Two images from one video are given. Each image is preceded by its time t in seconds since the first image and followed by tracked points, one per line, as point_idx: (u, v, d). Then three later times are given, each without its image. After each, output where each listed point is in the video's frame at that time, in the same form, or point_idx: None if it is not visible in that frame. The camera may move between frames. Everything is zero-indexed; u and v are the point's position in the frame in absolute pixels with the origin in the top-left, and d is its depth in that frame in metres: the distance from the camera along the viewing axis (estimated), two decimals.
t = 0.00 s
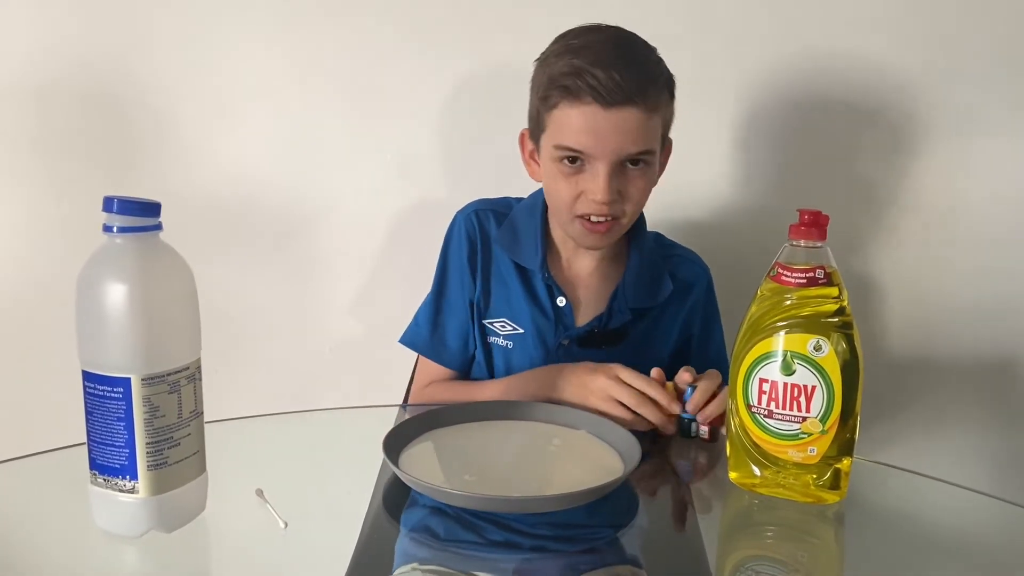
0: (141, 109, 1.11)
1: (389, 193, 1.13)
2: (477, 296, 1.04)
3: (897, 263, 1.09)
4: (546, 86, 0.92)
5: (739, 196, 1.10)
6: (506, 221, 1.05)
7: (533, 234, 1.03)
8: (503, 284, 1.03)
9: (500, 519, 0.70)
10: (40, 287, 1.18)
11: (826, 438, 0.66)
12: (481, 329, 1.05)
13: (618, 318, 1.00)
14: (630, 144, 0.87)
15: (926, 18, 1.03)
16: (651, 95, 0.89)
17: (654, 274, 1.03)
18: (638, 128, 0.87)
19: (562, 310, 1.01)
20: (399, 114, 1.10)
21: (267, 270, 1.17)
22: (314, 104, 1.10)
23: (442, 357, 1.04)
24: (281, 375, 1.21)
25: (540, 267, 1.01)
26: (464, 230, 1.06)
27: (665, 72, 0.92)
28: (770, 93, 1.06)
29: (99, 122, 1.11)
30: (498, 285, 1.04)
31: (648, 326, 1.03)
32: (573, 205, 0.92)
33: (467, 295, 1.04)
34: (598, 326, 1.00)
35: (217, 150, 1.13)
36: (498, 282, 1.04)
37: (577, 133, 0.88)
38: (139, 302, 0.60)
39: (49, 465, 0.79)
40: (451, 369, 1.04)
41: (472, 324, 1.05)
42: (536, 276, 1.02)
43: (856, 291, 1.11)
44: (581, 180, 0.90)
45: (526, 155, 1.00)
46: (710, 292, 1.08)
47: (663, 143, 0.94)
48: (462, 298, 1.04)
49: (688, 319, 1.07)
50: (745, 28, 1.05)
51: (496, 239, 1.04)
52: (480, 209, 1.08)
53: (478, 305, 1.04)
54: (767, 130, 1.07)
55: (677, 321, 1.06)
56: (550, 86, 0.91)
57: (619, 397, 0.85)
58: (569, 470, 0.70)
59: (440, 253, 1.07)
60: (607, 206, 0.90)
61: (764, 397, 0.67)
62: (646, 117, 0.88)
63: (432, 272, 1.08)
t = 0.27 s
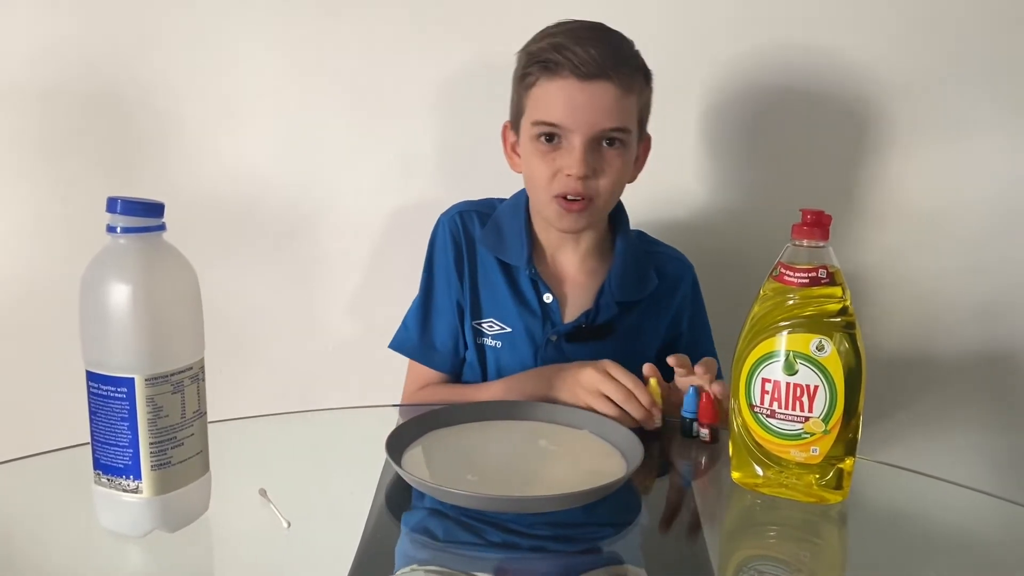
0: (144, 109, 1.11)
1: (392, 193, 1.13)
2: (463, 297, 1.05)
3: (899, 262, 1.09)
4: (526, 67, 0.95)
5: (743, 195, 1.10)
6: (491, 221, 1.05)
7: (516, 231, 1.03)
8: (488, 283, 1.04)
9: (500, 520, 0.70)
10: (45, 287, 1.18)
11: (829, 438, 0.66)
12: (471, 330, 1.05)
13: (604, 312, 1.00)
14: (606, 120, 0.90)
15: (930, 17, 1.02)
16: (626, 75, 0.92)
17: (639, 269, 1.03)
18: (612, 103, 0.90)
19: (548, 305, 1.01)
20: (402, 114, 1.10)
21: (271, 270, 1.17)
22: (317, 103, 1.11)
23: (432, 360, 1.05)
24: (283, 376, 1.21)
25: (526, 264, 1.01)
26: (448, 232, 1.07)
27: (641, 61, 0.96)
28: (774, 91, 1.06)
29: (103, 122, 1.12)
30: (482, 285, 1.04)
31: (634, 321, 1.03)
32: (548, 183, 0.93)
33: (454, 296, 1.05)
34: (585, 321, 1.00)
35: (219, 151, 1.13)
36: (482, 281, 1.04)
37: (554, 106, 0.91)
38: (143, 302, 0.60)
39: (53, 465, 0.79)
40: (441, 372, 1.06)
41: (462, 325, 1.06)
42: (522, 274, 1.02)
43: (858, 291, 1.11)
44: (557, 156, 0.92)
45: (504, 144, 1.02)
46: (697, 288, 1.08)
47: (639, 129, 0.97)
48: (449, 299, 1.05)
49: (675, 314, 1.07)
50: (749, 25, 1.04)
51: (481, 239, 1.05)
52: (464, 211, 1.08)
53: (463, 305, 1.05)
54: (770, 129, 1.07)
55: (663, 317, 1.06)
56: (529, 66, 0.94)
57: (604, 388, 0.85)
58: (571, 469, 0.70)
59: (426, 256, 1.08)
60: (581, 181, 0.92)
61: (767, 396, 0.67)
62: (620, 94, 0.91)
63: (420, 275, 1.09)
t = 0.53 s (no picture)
0: (147, 109, 1.12)
1: (395, 193, 1.13)
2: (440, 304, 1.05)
3: (907, 264, 1.07)
4: (484, 73, 0.95)
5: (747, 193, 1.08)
6: (463, 227, 1.05)
7: (487, 233, 1.03)
8: (462, 288, 1.04)
9: (502, 520, 0.70)
10: (49, 288, 1.18)
11: (832, 437, 0.66)
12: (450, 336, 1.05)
13: (580, 308, 1.00)
14: (565, 122, 0.90)
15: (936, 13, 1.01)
16: (583, 74, 0.92)
17: (613, 262, 1.03)
18: (571, 104, 0.90)
19: (525, 304, 1.01)
20: (404, 113, 1.10)
21: (274, 270, 1.17)
22: (319, 103, 1.11)
23: (414, 368, 1.06)
24: (286, 375, 1.21)
25: (499, 265, 1.01)
26: (422, 241, 1.07)
27: (601, 59, 0.95)
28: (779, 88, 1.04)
29: (106, 122, 1.12)
30: (454, 292, 1.05)
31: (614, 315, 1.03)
32: (514, 187, 0.94)
33: (429, 304, 1.06)
34: (562, 317, 1.00)
35: (223, 151, 1.13)
36: (456, 288, 1.05)
37: (513, 112, 0.91)
38: (144, 303, 0.60)
39: (57, 464, 0.79)
40: (424, 378, 1.07)
41: (441, 332, 1.06)
42: (496, 276, 1.02)
43: (864, 293, 1.08)
44: (521, 160, 0.92)
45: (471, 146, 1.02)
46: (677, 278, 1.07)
47: (602, 124, 0.96)
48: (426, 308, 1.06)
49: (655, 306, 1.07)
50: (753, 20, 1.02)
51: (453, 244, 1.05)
52: (437, 219, 1.09)
53: (440, 312, 1.06)
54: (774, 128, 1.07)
55: (643, 307, 1.06)
56: (487, 72, 0.94)
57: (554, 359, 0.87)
58: (573, 469, 0.70)
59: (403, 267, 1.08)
60: (546, 182, 0.91)
61: (770, 396, 0.67)
62: (578, 94, 0.91)
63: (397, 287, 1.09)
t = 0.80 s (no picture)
0: (150, 109, 1.12)
1: (397, 193, 1.13)
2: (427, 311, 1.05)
3: (909, 264, 1.07)
4: (500, 96, 0.91)
5: (751, 193, 1.08)
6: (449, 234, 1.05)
7: (472, 238, 1.03)
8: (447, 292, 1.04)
9: (504, 520, 0.70)
10: (52, 288, 1.19)
11: (835, 438, 0.66)
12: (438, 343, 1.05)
13: (568, 308, 0.99)
14: (591, 147, 0.89)
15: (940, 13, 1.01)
16: (601, 97, 0.91)
17: (599, 260, 1.02)
18: (595, 131, 0.89)
19: (513, 307, 1.00)
20: (407, 114, 1.10)
21: (277, 270, 1.17)
22: (322, 103, 1.11)
23: (403, 374, 1.06)
24: (288, 375, 1.21)
25: (484, 269, 1.01)
26: (409, 250, 1.07)
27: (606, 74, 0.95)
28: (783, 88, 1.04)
29: (110, 122, 1.12)
30: (439, 299, 1.05)
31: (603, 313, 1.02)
32: (534, 210, 0.92)
33: (417, 312, 1.06)
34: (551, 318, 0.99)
35: (225, 151, 1.13)
36: (442, 295, 1.04)
37: (538, 140, 0.88)
38: (148, 302, 0.60)
39: (59, 464, 0.79)
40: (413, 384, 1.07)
41: (428, 338, 1.06)
42: (483, 280, 1.02)
43: (865, 293, 1.08)
44: (543, 185, 0.91)
45: (471, 161, 1.00)
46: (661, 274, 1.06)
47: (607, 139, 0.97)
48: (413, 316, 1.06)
49: (643, 303, 1.06)
50: (758, 22, 1.02)
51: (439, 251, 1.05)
52: (423, 226, 1.08)
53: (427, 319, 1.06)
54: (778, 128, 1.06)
55: (632, 303, 1.05)
56: (505, 96, 0.91)
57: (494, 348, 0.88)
58: (574, 469, 0.70)
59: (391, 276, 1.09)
60: (569, 207, 0.91)
61: (772, 396, 0.67)
62: (600, 120, 0.90)
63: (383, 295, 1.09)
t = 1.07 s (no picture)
0: (153, 110, 1.12)
1: (399, 194, 1.13)
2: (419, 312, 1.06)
3: (912, 265, 1.07)
4: (501, 102, 0.91)
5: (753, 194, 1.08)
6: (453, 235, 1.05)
7: (478, 241, 1.03)
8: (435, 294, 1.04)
9: (507, 518, 0.70)
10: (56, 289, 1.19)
11: (837, 438, 0.66)
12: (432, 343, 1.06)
13: (573, 312, 0.99)
14: (592, 155, 0.89)
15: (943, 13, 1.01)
16: (603, 104, 0.91)
17: (604, 264, 1.02)
18: (595, 138, 0.89)
19: (517, 311, 1.00)
20: (409, 114, 1.10)
21: (279, 271, 1.17)
22: (325, 103, 1.11)
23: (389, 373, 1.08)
24: (291, 376, 1.22)
25: (490, 273, 1.01)
26: (410, 249, 1.06)
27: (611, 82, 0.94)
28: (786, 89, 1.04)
29: (113, 123, 1.12)
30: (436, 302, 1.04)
31: (606, 317, 1.02)
32: (535, 215, 0.93)
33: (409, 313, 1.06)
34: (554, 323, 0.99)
35: (228, 152, 1.13)
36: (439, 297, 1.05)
37: (538, 147, 0.89)
38: (150, 303, 0.61)
39: (63, 465, 0.79)
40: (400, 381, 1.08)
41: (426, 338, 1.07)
42: (488, 283, 1.02)
43: (868, 294, 1.08)
44: (544, 190, 0.91)
45: (475, 163, 1.00)
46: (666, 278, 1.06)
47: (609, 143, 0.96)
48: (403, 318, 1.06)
49: (647, 307, 1.06)
50: (759, 22, 1.02)
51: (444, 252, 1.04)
52: (428, 227, 1.08)
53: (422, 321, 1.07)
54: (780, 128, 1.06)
55: (635, 307, 1.05)
56: (505, 103, 0.91)
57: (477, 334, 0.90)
58: (576, 470, 0.70)
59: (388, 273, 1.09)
60: (569, 212, 0.91)
61: (775, 397, 0.67)
62: (601, 127, 0.90)
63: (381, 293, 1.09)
